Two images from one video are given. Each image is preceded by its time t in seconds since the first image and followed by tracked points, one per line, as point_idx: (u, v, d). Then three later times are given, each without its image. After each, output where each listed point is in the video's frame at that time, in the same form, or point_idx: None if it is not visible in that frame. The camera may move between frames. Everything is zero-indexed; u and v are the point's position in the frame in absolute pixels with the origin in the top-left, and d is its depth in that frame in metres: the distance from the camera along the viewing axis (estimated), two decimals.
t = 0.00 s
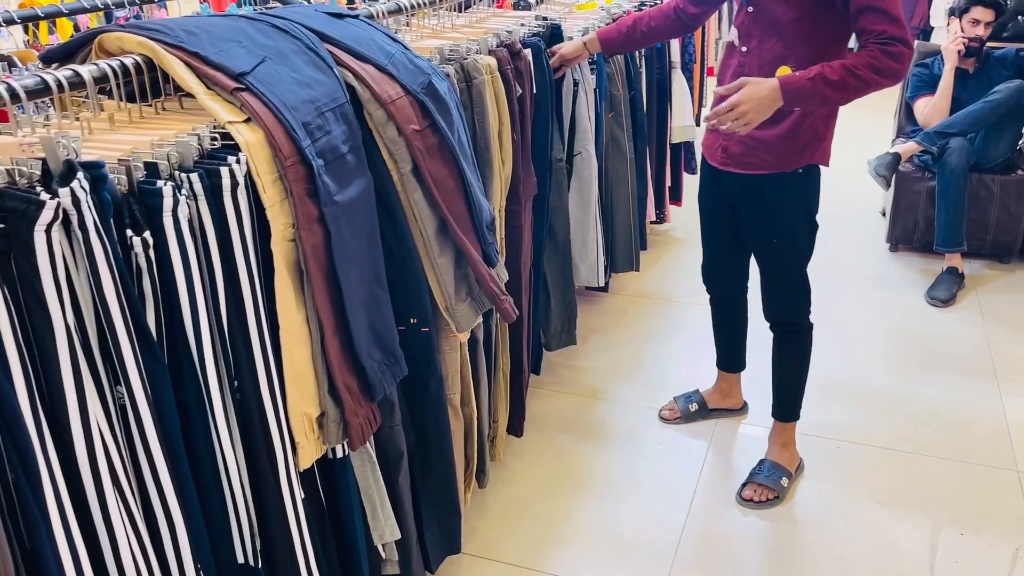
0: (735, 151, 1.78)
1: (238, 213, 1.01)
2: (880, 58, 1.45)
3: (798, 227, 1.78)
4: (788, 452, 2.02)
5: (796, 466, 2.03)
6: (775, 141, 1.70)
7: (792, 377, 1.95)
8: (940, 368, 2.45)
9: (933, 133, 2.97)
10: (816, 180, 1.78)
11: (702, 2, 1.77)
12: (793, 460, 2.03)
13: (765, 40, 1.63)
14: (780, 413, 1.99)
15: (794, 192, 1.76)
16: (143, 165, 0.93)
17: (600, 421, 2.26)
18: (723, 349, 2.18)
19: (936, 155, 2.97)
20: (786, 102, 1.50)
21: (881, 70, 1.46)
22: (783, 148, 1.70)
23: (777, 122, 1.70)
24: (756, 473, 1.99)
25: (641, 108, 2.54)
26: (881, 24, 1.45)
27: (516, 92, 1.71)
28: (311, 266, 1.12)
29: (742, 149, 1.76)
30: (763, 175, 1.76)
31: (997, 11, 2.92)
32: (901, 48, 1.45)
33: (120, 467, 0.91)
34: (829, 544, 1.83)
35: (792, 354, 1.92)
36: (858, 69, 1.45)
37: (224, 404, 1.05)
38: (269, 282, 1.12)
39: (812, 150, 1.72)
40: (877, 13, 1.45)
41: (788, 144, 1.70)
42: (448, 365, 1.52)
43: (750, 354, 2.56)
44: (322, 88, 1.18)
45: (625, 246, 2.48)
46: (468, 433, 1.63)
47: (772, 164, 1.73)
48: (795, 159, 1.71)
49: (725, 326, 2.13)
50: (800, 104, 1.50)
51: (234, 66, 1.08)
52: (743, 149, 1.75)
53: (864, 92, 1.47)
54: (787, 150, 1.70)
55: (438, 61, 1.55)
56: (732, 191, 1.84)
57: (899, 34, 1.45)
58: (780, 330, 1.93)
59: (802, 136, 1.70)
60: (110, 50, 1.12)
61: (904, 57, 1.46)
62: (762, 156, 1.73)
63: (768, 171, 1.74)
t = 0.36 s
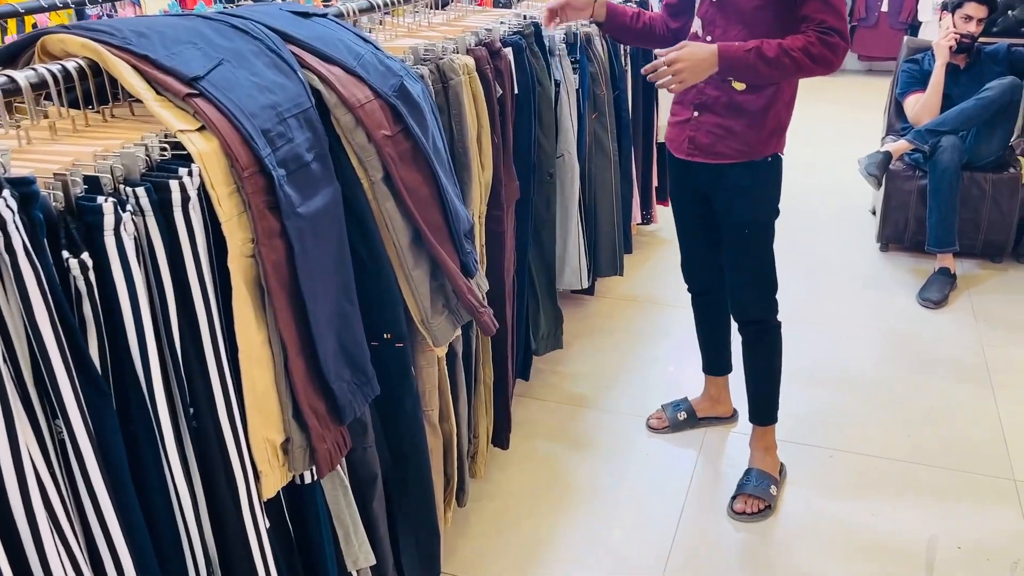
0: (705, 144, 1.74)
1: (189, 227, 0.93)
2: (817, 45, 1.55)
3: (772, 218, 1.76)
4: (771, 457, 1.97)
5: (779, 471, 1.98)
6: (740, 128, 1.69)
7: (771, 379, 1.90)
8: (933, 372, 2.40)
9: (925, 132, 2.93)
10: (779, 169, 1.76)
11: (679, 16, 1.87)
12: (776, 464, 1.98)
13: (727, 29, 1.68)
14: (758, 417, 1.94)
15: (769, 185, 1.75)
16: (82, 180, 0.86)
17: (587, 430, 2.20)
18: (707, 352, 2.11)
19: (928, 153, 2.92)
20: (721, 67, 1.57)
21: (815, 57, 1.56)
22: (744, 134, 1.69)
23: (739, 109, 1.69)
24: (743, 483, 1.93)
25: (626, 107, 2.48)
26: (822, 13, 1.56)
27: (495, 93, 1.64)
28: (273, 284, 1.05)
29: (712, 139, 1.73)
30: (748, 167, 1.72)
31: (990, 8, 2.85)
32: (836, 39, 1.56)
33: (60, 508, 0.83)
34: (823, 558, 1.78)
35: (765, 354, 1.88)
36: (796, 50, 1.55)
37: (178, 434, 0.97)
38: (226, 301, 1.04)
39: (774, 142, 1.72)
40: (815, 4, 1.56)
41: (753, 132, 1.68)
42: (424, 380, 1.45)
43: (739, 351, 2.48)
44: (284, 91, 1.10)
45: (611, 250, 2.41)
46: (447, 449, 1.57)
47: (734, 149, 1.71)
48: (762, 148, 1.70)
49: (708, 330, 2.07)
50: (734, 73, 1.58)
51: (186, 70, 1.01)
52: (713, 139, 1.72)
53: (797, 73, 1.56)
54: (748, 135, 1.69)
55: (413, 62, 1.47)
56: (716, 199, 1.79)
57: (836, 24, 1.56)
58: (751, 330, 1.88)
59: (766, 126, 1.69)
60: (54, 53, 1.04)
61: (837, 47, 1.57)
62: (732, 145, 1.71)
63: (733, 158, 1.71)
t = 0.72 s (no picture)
0: (679, 154, 1.67)
1: (98, 268, 0.85)
2: (795, 51, 1.46)
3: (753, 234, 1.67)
4: (740, 476, 1.90)
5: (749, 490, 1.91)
6: (717, 136, 1.61)
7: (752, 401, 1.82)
8: (922, 387, 2.32)
9: (914, 137, 2.86)
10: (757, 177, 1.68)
11: None
12: (747, 482, 1.91)
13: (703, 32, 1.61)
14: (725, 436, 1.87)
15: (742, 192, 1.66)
16: None
17: (563, 451, 2.11)
18: (688, 370, 2.02)
19: (917, 160, 2.84)
20: (696, 66, 1.50)
21: (793, 63, 1.47)
22: (721, 141, 1.61)
23: (716, 116, 1.61)
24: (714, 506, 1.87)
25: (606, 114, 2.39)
26: (801, 18, 1.47)
27: (459, 104, 1.54)
28: (198, 323, 0.96)
29: (686, 146, 1.65)
30: (722, 175, 1.64)
31: (981, 10, 2.77)
32: (815, 47, 1.47)
33: None
34: None
35: (736, 374, 1.80)
36: (773, 54, 1.46)
37: (88, 493, 0.89)
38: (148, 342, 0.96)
39: (753, 149, 1.64)
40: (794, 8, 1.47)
41: (731, 139, 1.61)
42: (381, 413, 1.36)
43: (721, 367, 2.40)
44: (214, 112, 1.01)
45: (591, 263, 2.32)
46: (408, 483, 1.48)
47: (712, 157, 1.63)
48: (737, 157, 1.63)
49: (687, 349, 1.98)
50: (709, 74, 1.50)
51: (98, 91, 0.92)
52: (687, 146, 1.65)
53: (773, 78, 1.48)
54: (725, 143, 1.61)
55: (368, 75, 1.38)
56: (694, 212, 1.71)
57: (815, 30, 1.47)
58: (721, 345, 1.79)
59: (744, 134, 1.61)
60: None
61: (816, 55, 1.47)
62: (708, 153, 1.63)
63: (711, 166, 1.63)
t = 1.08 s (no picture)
0: (667, 158, 1.58)
1: None
2: (781, 50, 1.37)
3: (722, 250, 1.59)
4: (712, 497, 1.81)
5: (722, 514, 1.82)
6: (707, 140, 1.53)
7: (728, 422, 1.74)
8: (905, 401, 2.26)
9: (896, 140, 2.79)
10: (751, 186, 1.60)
11: None
12: (719, 504, 1.82)
13: (686, 34, 1.52)
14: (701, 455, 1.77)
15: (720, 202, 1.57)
16: None
17: (531, 468, 2.05)
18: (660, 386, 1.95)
19: (901, 163, 2.78)
20: (678, 71, 1.42)
21: (780, 63, 1.38)
22: (712, 145, 1.53)
23: (703, 119, 1.53)
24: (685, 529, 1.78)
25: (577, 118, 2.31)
26: (787, 14, 1.37)
27: (413, 114, 1.46)
28: (101, 364, 0.88)
29: (674, 152, 1.56)
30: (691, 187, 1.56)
31: (967, 8, 2.70)
32: (802, 44, 1.38)
33: None
34: None
35: (712, 390, 1.71)
36: (757, 54, 1.37)
37: None
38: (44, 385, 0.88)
39: (745, 151, 1.56)
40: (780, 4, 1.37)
41: (721, 142, 1.52)
42: (324, 444, 1.30)
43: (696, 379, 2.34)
44: (122, 131, 0.92)
45: (561, 273, 2.24)
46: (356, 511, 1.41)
47: (703, 163, 1.54)
48: (729, 161, 1.54)
49: (661, 366, 1.90)
50: (696, 80, 1.43)
51: None
52: (675, 152, 1.56)
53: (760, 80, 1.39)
54: (717, 146, 1.53)
55: (309, 84, 1.30)
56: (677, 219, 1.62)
57: (803, 25, 1.38)
58: (698, 359, 1.69)
59: (735, 137, 1.53)
60: None
61: (804, 52, 1.39)
62: (697, 158, 1.54)
63: (703, 172, 1.55)
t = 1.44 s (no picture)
0: (666, 148, 1.52)
1: None
2: (795, 30, 1.35)
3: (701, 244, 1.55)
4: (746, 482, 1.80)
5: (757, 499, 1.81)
6: (710, 127, 1.48)
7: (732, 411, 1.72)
8: (888, 396, 2.22)
9: (880, 131, 2.75)
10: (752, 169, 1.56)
11: None
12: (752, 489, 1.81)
13: (680, 17, 1.46)
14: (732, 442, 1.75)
15: (698, 194, 1.53)
16: None
17: (508, 466, 2.01)
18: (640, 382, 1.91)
19: (884, 153, 2.75)
20: (697, 58, 1.36)
21: (794, 44, 1.35)
22: (716, 132, 1.48)
23: (704, 106, 1.47)
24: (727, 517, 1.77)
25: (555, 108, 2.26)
26: None
27: (379, 105, 1.41)
28: (34, 367, 0.84)
29: (675, 142, 1.50)
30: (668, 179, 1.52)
31: None
32: (813, 26, 1.36)
33: None
34: None
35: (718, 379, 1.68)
36: (775, 36, 1.34)
37: None
38: None
39: (746, 138, 1.52)
40: None
41: (722, 129, 1.48)
42: (285, 448, 1.25)
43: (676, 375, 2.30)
44: (59, 122, 0.87)
45: (539, 267, 2.20)
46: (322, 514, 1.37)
47: (707, 152, 1.49)
48: (733, 147, 1.50)
49: (641, 362, 1.86)
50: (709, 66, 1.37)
51: None
52: (676, 142, 1.50)
53: (779, 63, 1.36)
54: (721, 133, 1.48)
55: (268, 73, 1.25)
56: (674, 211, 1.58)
57: (811, 7, 1.36)
58: (725, 349, 1.67)
59: (736, 123, 1.49)
60: None
61: (815, 33, 1.37)
62: (699, 146, 1.49)
63: (708, 161, 1.50)
